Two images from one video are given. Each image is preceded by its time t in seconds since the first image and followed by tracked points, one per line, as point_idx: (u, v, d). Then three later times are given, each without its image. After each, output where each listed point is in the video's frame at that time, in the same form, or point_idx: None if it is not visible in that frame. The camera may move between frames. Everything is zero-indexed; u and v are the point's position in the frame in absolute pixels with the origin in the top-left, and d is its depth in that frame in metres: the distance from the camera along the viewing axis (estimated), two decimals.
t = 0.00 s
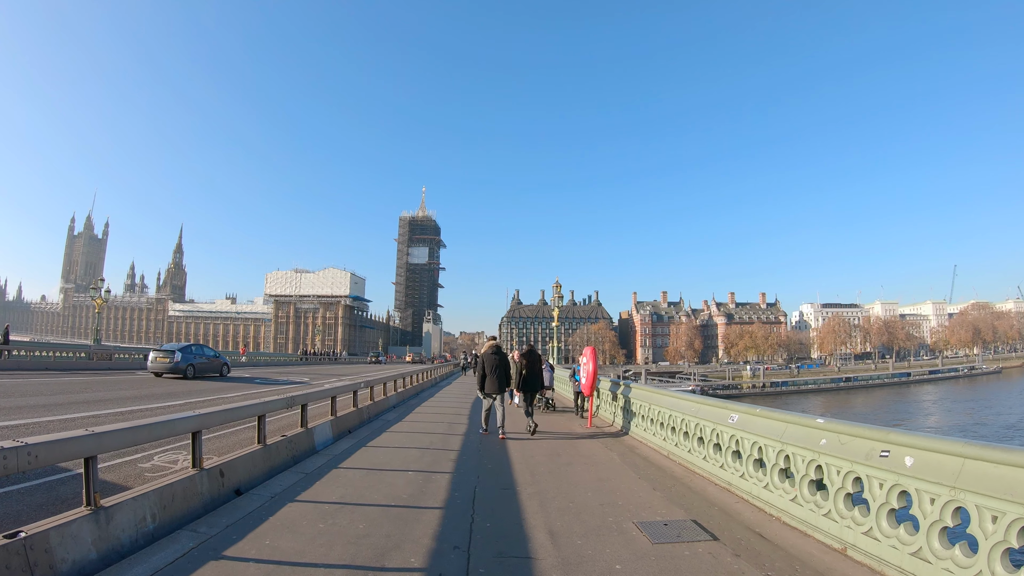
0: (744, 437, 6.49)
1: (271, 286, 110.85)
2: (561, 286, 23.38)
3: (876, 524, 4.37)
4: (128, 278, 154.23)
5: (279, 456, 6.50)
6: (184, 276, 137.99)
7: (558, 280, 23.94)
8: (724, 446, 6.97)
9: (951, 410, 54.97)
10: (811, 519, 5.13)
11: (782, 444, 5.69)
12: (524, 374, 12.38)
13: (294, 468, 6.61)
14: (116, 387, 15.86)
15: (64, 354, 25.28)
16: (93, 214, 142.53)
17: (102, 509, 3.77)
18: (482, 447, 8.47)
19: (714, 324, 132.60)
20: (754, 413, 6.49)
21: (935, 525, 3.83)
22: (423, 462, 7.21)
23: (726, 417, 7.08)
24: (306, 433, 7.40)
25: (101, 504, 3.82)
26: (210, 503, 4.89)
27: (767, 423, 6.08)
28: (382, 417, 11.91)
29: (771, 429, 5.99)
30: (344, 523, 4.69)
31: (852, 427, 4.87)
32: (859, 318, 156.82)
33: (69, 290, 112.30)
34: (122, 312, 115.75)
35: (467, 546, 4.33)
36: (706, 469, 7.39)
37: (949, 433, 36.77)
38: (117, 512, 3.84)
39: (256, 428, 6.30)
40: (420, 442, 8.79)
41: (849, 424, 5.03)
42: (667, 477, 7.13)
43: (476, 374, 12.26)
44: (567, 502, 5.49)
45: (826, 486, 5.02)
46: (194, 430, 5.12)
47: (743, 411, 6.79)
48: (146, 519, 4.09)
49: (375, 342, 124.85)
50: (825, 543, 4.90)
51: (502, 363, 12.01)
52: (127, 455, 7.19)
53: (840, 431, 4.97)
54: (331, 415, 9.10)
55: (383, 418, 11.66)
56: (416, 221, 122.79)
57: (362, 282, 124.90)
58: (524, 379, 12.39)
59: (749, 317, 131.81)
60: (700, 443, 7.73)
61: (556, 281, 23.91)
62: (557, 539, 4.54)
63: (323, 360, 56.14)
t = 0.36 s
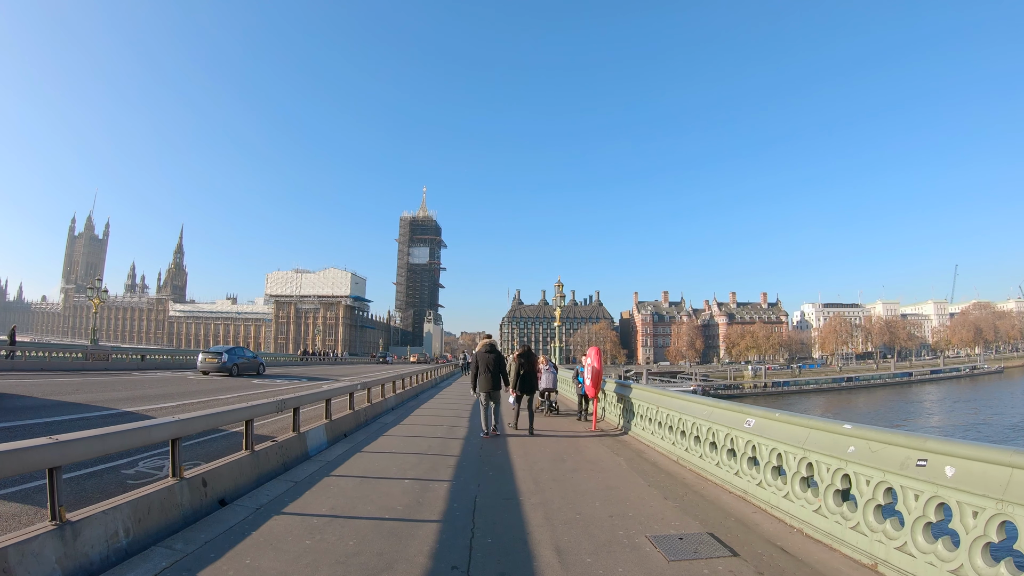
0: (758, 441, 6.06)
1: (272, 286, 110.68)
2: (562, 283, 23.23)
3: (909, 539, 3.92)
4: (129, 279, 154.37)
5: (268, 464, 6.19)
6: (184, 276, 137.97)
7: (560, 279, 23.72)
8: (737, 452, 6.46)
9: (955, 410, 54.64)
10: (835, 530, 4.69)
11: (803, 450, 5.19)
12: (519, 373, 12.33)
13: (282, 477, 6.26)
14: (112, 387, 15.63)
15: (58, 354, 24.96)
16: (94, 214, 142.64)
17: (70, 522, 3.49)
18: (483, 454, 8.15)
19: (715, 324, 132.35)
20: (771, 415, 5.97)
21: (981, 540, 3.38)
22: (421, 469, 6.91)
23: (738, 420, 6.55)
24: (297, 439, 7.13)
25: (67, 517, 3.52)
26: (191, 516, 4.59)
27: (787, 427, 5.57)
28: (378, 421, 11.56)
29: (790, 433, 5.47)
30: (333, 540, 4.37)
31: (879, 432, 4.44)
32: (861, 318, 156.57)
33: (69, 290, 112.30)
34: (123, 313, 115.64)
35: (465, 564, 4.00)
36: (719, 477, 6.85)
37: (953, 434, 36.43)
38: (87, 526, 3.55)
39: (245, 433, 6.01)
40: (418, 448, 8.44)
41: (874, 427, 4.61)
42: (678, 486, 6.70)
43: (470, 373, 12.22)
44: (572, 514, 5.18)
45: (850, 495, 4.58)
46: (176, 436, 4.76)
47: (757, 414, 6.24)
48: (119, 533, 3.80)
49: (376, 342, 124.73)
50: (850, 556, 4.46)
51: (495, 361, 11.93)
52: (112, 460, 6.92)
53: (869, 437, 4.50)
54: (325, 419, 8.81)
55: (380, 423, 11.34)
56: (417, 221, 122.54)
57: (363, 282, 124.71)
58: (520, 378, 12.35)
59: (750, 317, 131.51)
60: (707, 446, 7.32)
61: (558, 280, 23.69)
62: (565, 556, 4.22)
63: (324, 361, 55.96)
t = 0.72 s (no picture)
0: (777, 445, 5.89)
1: (272, 286, 110.53)
2: (564, 283, 23.16)
3: (949, 553, 3.77)
4: (129, 278, 154.32)
5: (255, 471, 5.98)
6: (185, 275, 137.99)
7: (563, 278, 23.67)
8: (755, 457, 6.29)
9: (956, 411, 54.52)
10: (866, 541, 4.53)
11: (830, 455, 5.04)
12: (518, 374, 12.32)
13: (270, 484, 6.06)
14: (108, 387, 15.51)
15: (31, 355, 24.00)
16: (94, 214, 142.73)
17: (33, 535, 3.27)
18: (482, 459, 7.96)
19: (716, 324, 132.36)
20: (792, 418, 5.81)
21: None
22: (419, 475, 6.74)
23: (756, 423, 6.38)
24: (289, 443, 6.97)
25: (30, 532, 3.28)
26: (170, 527, 4.38)
27: (810, 430, 5.42)
28: (375, 423, 11.37)
29: (813, 437, 5.33)
30: (321, 556, 4.17)
31: (914, 438, 4.27)
32: (861, 319, 156.60)
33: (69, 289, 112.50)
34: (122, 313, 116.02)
35: None
36: (735, 483, 6.68)
37: (953, 435, 36.39)
38: (50, 543, 3.33)
39: (232, 437, 5.80)
40: (417, 452, 8.26)
41: (907, 431, 4.43)
42: (691, 492, 6.53)
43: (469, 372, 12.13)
44: (580, 525, 5.05)
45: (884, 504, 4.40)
46: (155, 440, 4.52)
47: (777, 417, 6.09)
48: (88, 548, 3.58)
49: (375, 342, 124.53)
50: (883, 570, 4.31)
51: (495, 362, 11.82)
52: (95, 462, 6.71)
53: (902, 442, 4.36)
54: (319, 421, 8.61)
55: (377, 425, 11.16)
56: (418, 221, 122.44)
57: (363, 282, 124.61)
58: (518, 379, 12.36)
59: (751, 317, 131.44)
60: (720, 449, 7.20)
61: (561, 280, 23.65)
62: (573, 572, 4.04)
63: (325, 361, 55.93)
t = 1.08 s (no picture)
0: (798, 451, 5.48)
1: (272, 286, 110.41)
2: (566, 282, 23.00)
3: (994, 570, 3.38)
4: (129, 278, 154.22)
5: (242, 479, 5.69)
6: (185, 275, 137.97)
7: (564, 278, 23.49)
8: (772, 464, 5.90)
9: (958, 411, 54.30)
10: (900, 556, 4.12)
11: (858, 463, 4.64)
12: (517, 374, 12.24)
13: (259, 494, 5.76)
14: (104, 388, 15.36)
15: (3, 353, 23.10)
16: (95, 215, 142.60)
17: None
18: (482, 466, 7.66)
19: (717, 324, 132.16)
20: (814, 422, 5.40)
21: None
22: (417, 484, 6.50)
23: (775, 428, 6.00)
24: (280, 450, 6.73)
25: None
26: (148, 541, 4.09)
27: (835, 435, 5.02)
28: (372, 427, 11.10)
29: (838, 443, 4.95)
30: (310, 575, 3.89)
31: (952, 444, 3.88)
32: (862, 318, 156.39)
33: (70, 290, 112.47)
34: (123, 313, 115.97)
35: None
36: (750, 490, 6.28)
37: (956, 434, 36.16)
38: (15, 560, 3.04)
39: (218, 444, 5.52)
40: (415, 459, 8.01)
41: (948, 435, 4.03)
42: (701, 500, 6.18)
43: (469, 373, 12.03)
44: (589, 539, 4.76)
45: (918, 516, 4.02)
46: (131, 448, 4.22)
47: (797, 421, 5.69)
48: (55, 566, 3.28)
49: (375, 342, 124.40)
50: None
51: (495, 361, 11.72)
52: (79, 471, 6.45)
53: (939, 449, 3.97)
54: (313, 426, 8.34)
55: (374, 428, 10.89)
56: (418, 221, 122.35)
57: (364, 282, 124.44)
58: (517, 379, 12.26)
59: (752, 317, 131.25)
60: (734, 455, 6.78)
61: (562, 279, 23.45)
62: None
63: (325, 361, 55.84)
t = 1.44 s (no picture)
0: (823, 457, 5.34)
1: (272, 286, 110.21)
2: (568, 282, 22.86)
3: None
4: (128, 279, 154.18)
5: (226, 487, 5.39)
6: (185, 275, 137.93)
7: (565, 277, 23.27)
8: (793, 469, 5.78)
9: (961, 410, 54.05)
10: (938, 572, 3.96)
11: (890, 471, 4.51)
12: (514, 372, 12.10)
13: (242, 504, 5.43)
14: (97, 390, 15.12)
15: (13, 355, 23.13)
16: (95, 215, 142.39)
17: None
18: (483, 473, 7.39)
19: (718, 323, 131.88)
20: (840, 426, 5.30)
21: None
22: (412, 492, 6.22)
23: (796, 432, 5.87)
24: (268, 455, 6.40)
25: None
26: (116, 556, 3.79)
27: (862, 443, 4.90)
28: (368, 430, 10.77)
29: (868, 449, 4.81)
30: None
31: (998, 450, 3.74)
32: (863, 317, 156.09)
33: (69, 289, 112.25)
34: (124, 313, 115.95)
35: None
36: (769, 498, 6.14)
37: (959, 434, 35.94)
38: None
39: (199, 449, 5.21)
40: (411, 464, 7.68)
41: (992, 441, 3.88)
42: (718, 510, 5.99)
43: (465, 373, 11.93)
44: (601, 556, 4.51)
45: (957, 526, 3.86)
46: (99, 456, 3.91)
47: (822, 425, 5.55)
48: None
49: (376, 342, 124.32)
50: None
51: (490, 361, 11.65)
52: (55, 481, 6.15)
53: (982, 455, 3.82)
54: (305, 429, 8.03)
55: (370, 432, 10.55)
56: (419, 221, 122.16)
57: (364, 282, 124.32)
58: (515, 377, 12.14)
59: (753, 316, 131.01)
60: (750, 461, 6.64)
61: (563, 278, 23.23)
62: None
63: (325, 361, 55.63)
